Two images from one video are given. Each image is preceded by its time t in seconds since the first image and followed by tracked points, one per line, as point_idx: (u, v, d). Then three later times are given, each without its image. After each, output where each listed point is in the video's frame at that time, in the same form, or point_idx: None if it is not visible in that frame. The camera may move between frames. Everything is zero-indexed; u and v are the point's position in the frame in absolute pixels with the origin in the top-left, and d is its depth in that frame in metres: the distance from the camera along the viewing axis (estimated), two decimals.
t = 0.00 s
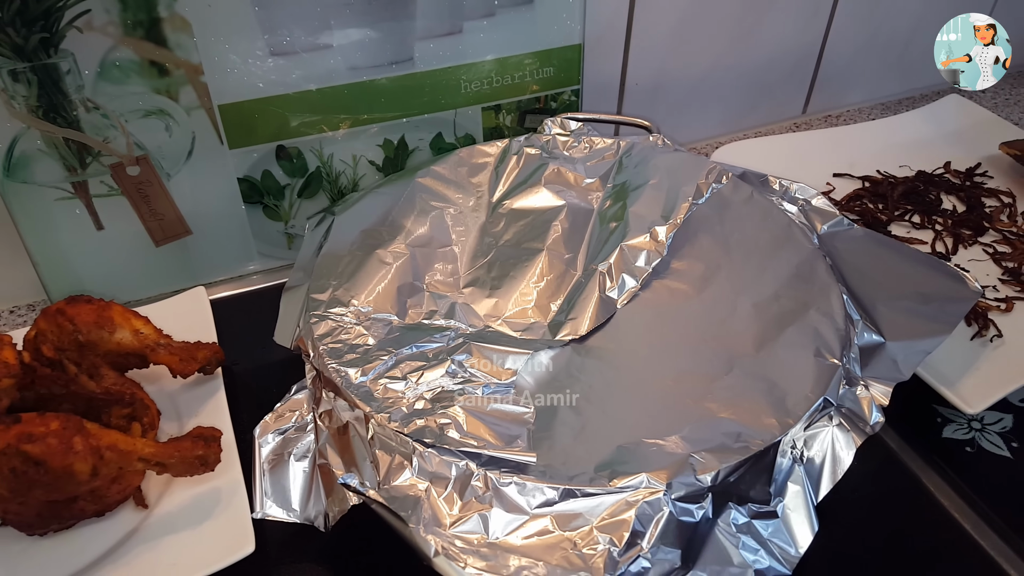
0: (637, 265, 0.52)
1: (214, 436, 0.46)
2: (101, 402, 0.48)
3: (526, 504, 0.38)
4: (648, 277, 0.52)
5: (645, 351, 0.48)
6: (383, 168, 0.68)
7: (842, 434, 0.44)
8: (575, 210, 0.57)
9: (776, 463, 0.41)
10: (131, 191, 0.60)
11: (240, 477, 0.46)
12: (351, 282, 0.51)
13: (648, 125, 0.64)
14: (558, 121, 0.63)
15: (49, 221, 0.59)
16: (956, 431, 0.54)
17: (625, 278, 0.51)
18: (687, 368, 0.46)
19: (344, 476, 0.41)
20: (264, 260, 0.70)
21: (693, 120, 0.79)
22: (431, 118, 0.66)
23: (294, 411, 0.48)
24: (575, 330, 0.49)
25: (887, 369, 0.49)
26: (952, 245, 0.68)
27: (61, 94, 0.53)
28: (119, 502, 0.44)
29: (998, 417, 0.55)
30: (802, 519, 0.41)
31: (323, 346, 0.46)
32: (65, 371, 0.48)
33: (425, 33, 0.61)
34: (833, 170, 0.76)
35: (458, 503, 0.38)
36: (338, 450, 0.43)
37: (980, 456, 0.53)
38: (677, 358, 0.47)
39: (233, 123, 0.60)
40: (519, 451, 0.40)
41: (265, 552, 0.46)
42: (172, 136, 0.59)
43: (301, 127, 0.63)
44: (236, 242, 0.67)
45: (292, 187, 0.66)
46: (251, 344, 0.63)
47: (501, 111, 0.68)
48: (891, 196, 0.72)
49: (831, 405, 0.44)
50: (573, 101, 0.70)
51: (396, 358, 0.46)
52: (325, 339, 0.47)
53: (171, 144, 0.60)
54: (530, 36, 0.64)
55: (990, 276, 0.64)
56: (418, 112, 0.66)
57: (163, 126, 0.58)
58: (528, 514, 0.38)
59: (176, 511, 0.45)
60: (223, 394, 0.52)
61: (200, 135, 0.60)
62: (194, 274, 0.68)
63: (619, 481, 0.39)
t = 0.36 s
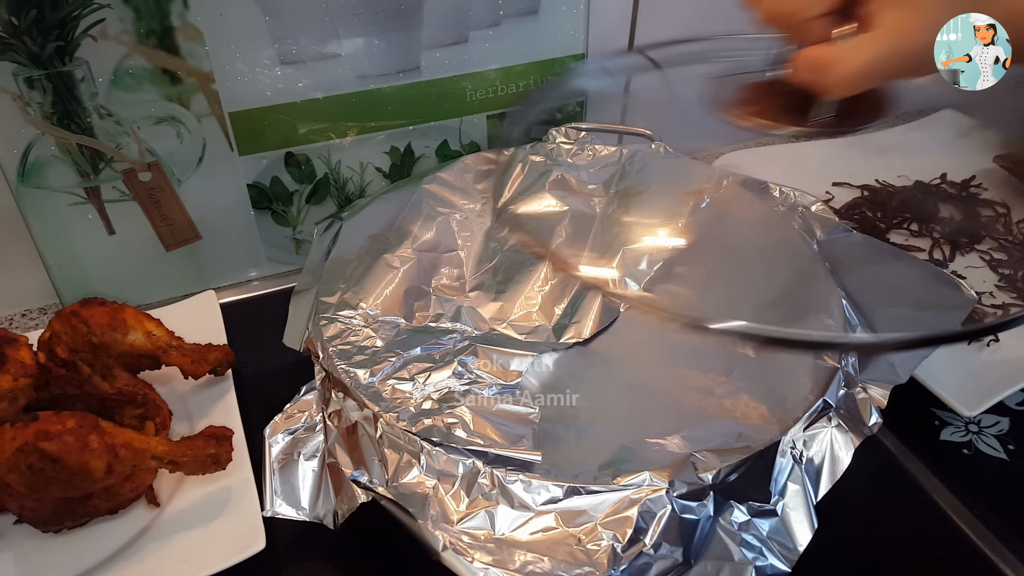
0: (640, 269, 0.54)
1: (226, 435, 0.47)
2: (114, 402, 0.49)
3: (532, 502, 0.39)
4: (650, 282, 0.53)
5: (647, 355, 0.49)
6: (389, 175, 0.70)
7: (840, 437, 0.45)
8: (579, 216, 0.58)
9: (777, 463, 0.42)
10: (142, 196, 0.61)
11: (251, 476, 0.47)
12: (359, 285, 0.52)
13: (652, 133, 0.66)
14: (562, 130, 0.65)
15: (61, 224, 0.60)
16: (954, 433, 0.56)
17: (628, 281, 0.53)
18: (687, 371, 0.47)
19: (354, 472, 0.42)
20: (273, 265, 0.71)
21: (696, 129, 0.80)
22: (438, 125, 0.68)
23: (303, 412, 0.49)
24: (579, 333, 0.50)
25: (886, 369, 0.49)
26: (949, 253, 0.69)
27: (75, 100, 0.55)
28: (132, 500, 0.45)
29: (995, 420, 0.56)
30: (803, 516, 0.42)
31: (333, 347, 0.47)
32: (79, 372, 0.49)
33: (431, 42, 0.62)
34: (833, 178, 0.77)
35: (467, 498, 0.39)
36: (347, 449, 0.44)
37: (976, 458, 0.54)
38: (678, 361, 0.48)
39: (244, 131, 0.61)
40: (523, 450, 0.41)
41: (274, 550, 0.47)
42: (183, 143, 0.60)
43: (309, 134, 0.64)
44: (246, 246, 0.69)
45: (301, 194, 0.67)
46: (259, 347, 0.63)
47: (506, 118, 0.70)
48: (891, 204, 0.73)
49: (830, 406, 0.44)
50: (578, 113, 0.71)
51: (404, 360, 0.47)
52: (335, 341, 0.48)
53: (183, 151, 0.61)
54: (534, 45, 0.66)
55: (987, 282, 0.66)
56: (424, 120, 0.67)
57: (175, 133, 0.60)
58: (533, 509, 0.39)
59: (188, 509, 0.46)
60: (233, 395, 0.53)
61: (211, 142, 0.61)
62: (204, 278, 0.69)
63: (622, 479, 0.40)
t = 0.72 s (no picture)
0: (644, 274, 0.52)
1: (229, 438, 0.47)
2: (118, 405, 0.49)
3: (537, 506, 0.39)
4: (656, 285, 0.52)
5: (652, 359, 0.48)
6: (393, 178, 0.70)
7: (846, 442, 0.44)
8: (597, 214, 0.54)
9: (780, 469, 0.42)
10: (146, 199, 0.61)
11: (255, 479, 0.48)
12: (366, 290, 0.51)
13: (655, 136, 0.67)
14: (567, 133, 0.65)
15: (65, 227, 0.60)
16: (958, 438, 0.55)
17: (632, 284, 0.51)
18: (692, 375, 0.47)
19: (360, 473, 0.43)
20: (276, 268, 0.71)
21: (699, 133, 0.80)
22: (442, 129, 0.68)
23: (306, 415, 0.49)
24: (583, 336, 0.48)
25: (893, 375, 0.49)
26: (953, 257, 0.69)
27: (80, 103, 0.55)
28: (136, 504, 0.45)
29: (1000, 425, 0.56)
30: (806, 520, 0.42)
31: (338, 350, 0.47)
32: (83, 375, 0.48)
33: (436, 46, 0.62)
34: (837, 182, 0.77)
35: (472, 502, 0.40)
36: (352, 452, 0.44)
37: (981, 463, 0.54)
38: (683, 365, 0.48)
39: (247, 134, 0.61)
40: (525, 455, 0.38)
41: (277, 554, 0.47)
42: (187, 146, 0.60)
43: (312, 138, 0.64)
44: (249, 250, 0.69)
45: (304, 197, 0.67)
46: (263, 350, 0.63)
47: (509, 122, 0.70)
48: (894, 208, 0.73)
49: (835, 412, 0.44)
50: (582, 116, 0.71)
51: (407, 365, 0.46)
52: (340, 343, 0.47)
53: (187, 154, 0.61)
54: (538, 49, 0.66)
55: (991, 287, 0.65)
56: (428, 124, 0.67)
57: (179, 137, 0.60)
58: (537, 515, 0.39)
59: (192, 513, 0.46)
60: (237, 398, 0.53)
61: (215, 145, 0.61)
62: (208, 282, 0.69)
63: (627, 483, 0.39)
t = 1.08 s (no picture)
0: (642, 274, 0.50)
1: (225, 443, 0.46)
2: (112, 410, 0.48)
3: (535, 511, 0.39)
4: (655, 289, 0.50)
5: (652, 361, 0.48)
6: (391, 179, 0.69)
7: (846, 448, 0.44)
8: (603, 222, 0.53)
9: (780, 480, 0.41)
10: (141, 200, 0.61)
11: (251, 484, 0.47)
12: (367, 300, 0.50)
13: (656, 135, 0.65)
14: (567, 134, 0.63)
15: (59, 229, 0.60)
16: (960, 441, 0.55)
17: (629, 285, 0.49)
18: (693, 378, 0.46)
19: (354, 481, 0.43)
20: (273, 269, 0.71)
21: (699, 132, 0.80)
22: (440, 129, 0.67)
23: (301, 419, 0.48)
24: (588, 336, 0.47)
25: (896, 377, 0.48)
26: (955, 258, 0.68)
27: (73, 104, 0.54)
28: (130, 510, 0.45)
29: (1003, 428, 0.56)
30: (804, 527, 0.42)
31: (332, 353, 0.46)
32: (76, 379, 0.48)
33: (435, 46, 0.62)
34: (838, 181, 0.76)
35: (466, 509, 0.39)
36: (348, 457, 0.44)
37: (983, 466, 0.53)
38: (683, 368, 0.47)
39: (243, 134, 0.61)
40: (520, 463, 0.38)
41: (273, 559, 0.46)
42: (183, 147, 0.60)
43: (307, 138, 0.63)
44: (245, 251, 0.68)
45: (301, 198, 0.67)
46: (260, 352, 0.63)
47: (508, 122, 0.69)
48: (896, 208, 0.73)
49: (835, 417, 0.43)
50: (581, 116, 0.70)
51: (399, 374, 0.45)
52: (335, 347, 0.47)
53: (182, 154, 0.60)
54: (537, 48, 0.65)
55: (993, 287, 0.65)
56: (426, 125, 0.66)
57: (174, 137, 0.59)
58: (534, 519, 0.39)
59: (188, 518, 0.46)
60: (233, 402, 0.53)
61: (210, 145, 0.61)
62: (205, 283, 0.69)
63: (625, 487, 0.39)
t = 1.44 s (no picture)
0: (638, 274, 0.49)
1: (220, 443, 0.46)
2: (106, 410, 0.48)
3: (527, 513, 0.39)
4: (651, 288, 0.49)
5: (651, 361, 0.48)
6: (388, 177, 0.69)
7: (848, 450, 0.43)
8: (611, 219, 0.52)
9: (778, 481, 0.41)
10: (135, 199, 0.60)
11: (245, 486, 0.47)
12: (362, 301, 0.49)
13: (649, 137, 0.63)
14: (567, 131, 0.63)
15: (53, 229, 0.59)
16: (960, 440, 0.54)
17: (624, 285, 0.48)
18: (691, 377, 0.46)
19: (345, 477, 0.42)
20: (270, 268, 0.70)
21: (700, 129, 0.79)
22: (436, 127, 0.67)
23: (292, 419, 0.48)
24: (582, 333, 0.46)
25: (901, 378, 0.48)
26: (956, 256, 0.68)
27: (66, 102, 0.54)
28: (124, 511, 0.44)
29: (1004, 426, 0.55)
30: (806, 533, 0.41)
31: (320, 353, 0.46)
32: (70, 380, 0.47)
33: (431, 42, 0.61)
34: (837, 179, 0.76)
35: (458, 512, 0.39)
36: (340, 456, 0.43)
37: (984, 465, 0.53)
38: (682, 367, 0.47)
39: (238, 131, 0.60)
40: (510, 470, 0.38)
41: (269, 560, 0.46)
42: (177, 145, 0.59)
43: (304, 135, 0.62)
44: (241, 250, 0.68)
45: (297, 197, 0.66)
46: (255, 352, 0.63)
47: (505, 120, 0.69)
48: (895, 206, 0.72)
49: (833, 420, 0.43)
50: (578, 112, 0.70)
51: (389, 375, 0.44)
52: (323, 347, 0.46)
53: (177, 153, 0.60)
54: (535, 45, 0.65)
55: (994, 285, 0.65)
56: (424, 123, 0.66)
57: (169, 135, 0.59)
58: (525, 522, 0.38)
59: (181, 520, 0.45)
60: (228, 402, 0.52)
61: (205, 143, 0.60)
62: (201, 282, 0.68)
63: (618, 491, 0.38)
